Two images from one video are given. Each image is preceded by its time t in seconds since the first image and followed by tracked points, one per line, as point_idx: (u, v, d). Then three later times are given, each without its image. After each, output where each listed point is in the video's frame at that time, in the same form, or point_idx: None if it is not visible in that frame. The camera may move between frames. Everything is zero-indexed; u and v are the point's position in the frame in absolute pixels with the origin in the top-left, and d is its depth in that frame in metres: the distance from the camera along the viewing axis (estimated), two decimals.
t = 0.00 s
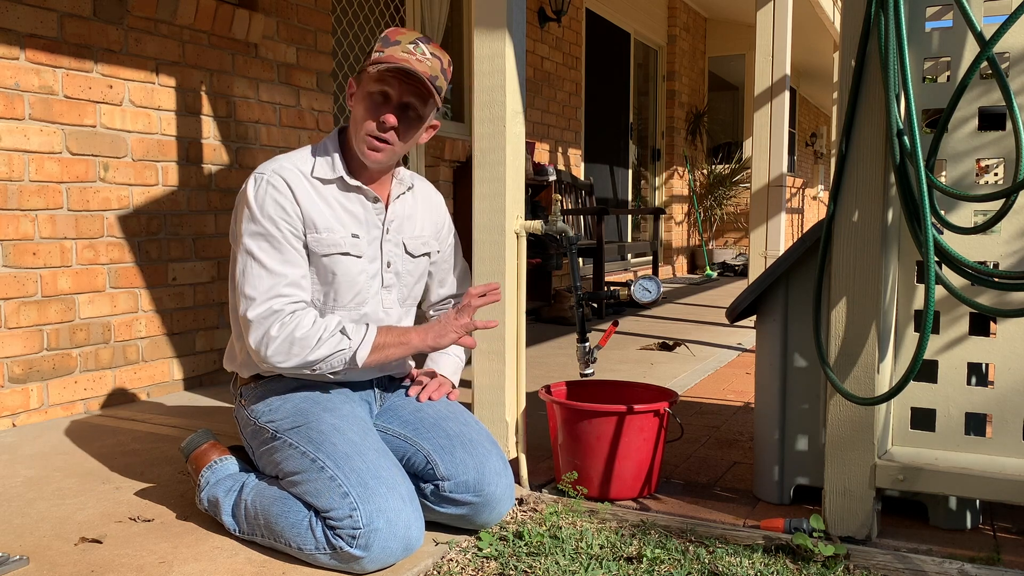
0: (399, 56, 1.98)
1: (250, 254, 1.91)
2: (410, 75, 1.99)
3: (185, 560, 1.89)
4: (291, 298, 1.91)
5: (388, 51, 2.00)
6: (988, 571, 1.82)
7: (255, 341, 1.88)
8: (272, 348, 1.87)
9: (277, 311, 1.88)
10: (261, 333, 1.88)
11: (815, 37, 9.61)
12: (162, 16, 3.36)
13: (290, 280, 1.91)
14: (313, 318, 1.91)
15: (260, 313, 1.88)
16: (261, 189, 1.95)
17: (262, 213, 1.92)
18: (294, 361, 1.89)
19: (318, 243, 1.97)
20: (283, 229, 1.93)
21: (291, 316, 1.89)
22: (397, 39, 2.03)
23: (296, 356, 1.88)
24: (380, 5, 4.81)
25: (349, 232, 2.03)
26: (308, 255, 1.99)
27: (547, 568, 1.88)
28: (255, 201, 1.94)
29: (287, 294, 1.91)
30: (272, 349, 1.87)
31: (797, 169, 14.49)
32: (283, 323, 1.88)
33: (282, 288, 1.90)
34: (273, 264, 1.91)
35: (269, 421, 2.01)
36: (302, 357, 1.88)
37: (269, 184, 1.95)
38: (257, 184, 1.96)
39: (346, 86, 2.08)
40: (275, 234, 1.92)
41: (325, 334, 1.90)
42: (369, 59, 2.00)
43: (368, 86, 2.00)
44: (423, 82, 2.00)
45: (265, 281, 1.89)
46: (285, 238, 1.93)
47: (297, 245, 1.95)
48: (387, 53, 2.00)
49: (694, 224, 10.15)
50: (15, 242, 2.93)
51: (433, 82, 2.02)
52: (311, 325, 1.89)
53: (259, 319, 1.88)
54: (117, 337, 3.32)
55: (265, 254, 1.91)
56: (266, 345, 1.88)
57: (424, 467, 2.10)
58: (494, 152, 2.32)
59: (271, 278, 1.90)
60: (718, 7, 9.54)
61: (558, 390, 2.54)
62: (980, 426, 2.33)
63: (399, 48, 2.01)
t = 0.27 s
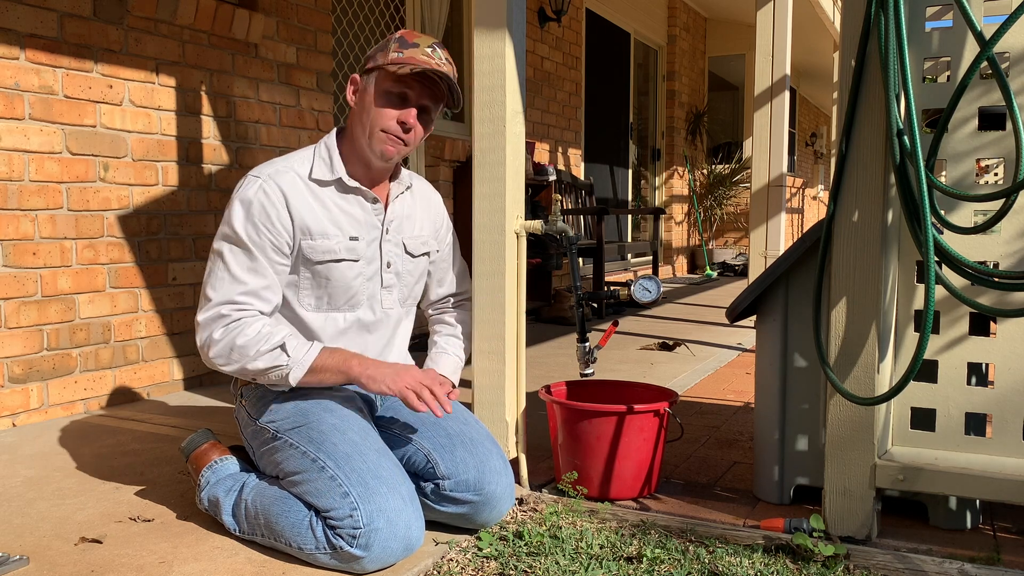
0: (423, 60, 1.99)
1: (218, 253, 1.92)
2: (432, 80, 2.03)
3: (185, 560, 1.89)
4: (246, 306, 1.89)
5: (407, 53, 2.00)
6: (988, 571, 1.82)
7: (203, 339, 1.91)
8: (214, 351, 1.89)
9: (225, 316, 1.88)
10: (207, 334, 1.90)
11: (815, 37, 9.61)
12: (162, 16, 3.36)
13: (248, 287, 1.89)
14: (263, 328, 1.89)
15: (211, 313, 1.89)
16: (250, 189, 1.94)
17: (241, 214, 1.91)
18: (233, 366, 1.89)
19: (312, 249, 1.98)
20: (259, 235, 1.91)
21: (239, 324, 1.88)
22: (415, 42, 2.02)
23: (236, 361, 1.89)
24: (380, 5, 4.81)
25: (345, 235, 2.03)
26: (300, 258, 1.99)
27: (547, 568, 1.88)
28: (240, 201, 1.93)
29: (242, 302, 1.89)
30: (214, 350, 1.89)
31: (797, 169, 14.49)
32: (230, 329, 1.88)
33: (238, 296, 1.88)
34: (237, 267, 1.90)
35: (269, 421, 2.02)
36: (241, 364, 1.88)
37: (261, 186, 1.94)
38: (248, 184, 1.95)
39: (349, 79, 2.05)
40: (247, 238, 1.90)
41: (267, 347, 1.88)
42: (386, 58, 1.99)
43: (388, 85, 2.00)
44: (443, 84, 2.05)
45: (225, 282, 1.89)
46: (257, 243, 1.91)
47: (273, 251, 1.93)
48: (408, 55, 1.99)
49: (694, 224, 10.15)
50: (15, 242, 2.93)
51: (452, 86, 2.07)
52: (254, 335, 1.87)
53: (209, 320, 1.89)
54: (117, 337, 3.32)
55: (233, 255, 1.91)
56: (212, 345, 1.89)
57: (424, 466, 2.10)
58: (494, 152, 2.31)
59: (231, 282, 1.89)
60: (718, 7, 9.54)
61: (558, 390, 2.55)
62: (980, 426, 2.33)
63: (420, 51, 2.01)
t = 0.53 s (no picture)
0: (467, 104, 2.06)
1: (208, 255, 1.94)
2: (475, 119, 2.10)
3: (185, 560, 1.89)
4: (228, 315, 1.91)
5: (455, 97, 2.03)
6: (988, 571, 1.82)
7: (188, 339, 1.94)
8: (197, 354, 1.93)
9: (206, 323, 1.90)
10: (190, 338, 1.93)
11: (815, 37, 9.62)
12: (162, 16, 3.36)
13: (231, 296, 1.90)
14: (244, 339, 1.92)
15: (195, 317, 1.91)
16: (248, 194, 1.93)
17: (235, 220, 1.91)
18: (213, 370, 1.93)
19: (311, 253, 1.98)
20: (253, 241, 1.91)
21: (220, 333, 1.90)
22: (457, 80, 2.04)
23: (215, 367, 1.92)
24: (380, 5, 4.81)
25: (344, 239, 2.03)
26: (298, 262, 1.99)
27: (547, 568, 1.88)
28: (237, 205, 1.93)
29: (227, 310, 1.91)
30: (196, 353, 1.93)
31: (797, 169, 14.49)
32: (212, 337, 1.90)
33: (222, 303, 1.90)
34: (224, 274, 1.91)
35: (269, 422, 2.02)
36: (219, 370, 1.92)
37: (260, 190, 1.94)
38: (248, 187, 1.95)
39: (386, 110, 1.97)
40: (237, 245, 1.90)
41: (244, 360, 1.90)
42: (440, 104, 1.99)
43: (436, 126, 2.02)
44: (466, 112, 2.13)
45: (211, 286, 1.91)
46: (247, 251, 1.91)
47: (264, 259, 1.93)
48: (457, 102, 2.03)
49: (694, 224, 10.15)
50: (15, 242, 2.93)
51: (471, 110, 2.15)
52: (232, 347, 1.90)
53: (193, 322, 1.92)
54: (117, 337, 3.32)
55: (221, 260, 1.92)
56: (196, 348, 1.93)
57: (424, 466, 2.10)
58: (494, 152, 2.31)
59: (217, 289, 1.90)
60: (718, 6, 9.54)
61: (558, 390, 2.55)
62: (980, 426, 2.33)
63: (462, 91, 2.05)
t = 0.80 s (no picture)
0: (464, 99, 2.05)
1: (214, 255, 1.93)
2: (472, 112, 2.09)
3: (185, 560, 1.89)
4: (235, 316, 1.90)
5: (451, 92, 2.02)
6: (988, 571, 1.82)
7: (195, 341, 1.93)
8: (207, 357, 1.92)
9: (215, 324, 1.89)
10: (200, 340, 1.92)
11: (815, 37, 9.62)
12: (162, 16, 3.36)
13: (237, 296, 1.90)
14: (255, 339, 1.91)
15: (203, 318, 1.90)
16: (252, 194, 1.93)
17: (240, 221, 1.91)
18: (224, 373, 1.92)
19: (313, 252, 1.98)
20: (258, 240, 1.91)
21: (229, 334, 1.89)
22: (452, 76, 2.03)
23: (225, 369, 1.91)
24: (380, 5, 4.81)
25: (345, 239, 2.03)
26: (300, 262, 1.99)
27: (547, 568, 1.88)
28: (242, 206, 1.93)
29: (234, 311, 1.90)
30: (205, 355, 1.92)
31: (797, 169, 14.49)
32: (223, 338, 1.89)
33: (229, 304, 1.89)
34: (229, 275, 1.90)
35: (270, 421, 2.02)
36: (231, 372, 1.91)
37: (263, 190, 1.94)
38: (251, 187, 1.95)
39: (382, 110, 1.97)
40: (242, 245, 1.90)
41: (256, 361, 1.90)
42: (436, 101, 1.99)
43: (433, 123, 2.02)
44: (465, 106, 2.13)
45: (218, 287, 1.90)
46: (251, 251, 1.91)
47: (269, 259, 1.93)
48: (454, 97, 2.02)
49: (694, 224, 10.15)
50: (15, 242, 2.93)
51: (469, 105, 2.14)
52: (243, 347, 1.89)
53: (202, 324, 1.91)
54: (117, 337, 3.32)
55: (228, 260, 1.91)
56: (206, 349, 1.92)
57: (424, 466, 2.10)
58: (494, 152, 2.31)
59: (225, 289, 1.89)
60: (718, 7, 9.54)
61: (558, 390, 2.55)
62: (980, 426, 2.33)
63: (458, 87, 2.04)
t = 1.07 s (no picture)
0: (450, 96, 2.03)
1: (298, 273, 1.88)
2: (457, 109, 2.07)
3: (185, 560, 1.89)
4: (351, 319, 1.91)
5: (437, 91, 2.00)
6: (988, 571, 1.82)
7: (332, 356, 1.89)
8: (358, 366, 1.90)
9: (343, 329, 1.88)
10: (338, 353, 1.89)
11: (815, 37, 9.61)
12: (162, 16, 3.36)
13: (344, 297, 1.91)
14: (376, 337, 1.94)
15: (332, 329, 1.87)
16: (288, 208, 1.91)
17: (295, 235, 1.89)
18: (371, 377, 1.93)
19: (350, 258, 1.99)
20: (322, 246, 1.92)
21: (358, 338, 1.90)
22: (438, 73, 2.01)
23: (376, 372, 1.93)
24: (380, 5, 4.81)
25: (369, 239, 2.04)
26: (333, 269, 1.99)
27: (547, 568, 1.88)
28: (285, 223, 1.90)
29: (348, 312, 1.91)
30: (354, 365, 1.90)
31: (797, 170, 14.50)
32: (349, 346, 1.89)
33: (344, 306, 1.90)
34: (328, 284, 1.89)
35: (269, 421, 2.01)
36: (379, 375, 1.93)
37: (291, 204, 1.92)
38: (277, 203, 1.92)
39: (367, 110, 1.97)
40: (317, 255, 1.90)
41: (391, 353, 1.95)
42: (420, 100, 1.97)
43: (418, 122, 2.01)
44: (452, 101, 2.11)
45: (324, 299, 1.88)
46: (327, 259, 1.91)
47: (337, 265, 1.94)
48: (439, 96, 2.00)
49: (694, 224, 10.14)
50: (15, 242, 2.93)
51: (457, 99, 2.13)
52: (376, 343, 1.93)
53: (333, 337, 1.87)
54: (117, 337, 3.32)
55: (314, 273, 1.89)
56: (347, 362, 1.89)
57: (425, 465, 2.11)
58: (494, 152, 2.31)
59: (332, 295, 1.89)
60: (718, 6, 9.53)
61: (558, 390, 2.55)
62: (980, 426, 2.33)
63: (444, 84, 2.02)
